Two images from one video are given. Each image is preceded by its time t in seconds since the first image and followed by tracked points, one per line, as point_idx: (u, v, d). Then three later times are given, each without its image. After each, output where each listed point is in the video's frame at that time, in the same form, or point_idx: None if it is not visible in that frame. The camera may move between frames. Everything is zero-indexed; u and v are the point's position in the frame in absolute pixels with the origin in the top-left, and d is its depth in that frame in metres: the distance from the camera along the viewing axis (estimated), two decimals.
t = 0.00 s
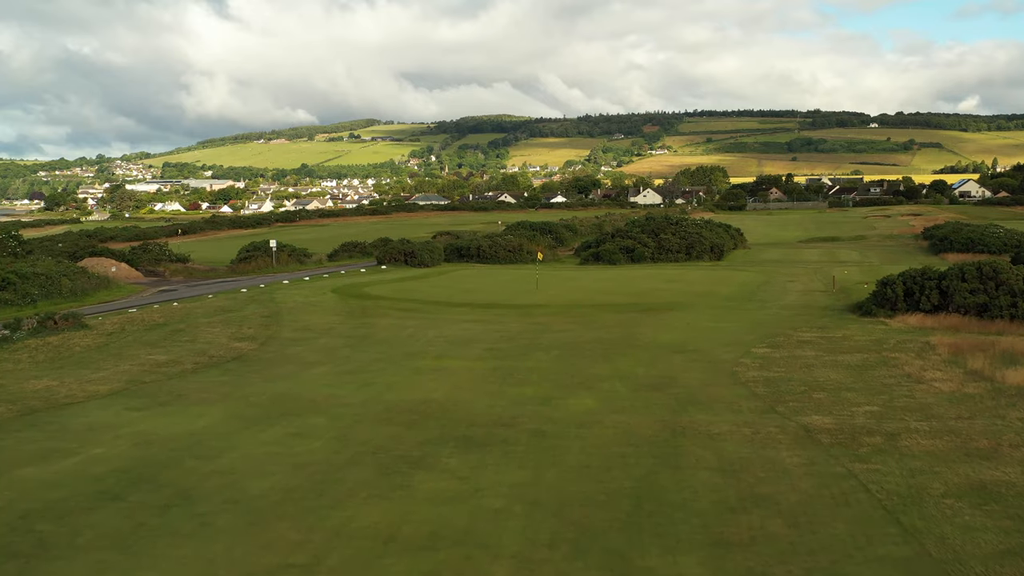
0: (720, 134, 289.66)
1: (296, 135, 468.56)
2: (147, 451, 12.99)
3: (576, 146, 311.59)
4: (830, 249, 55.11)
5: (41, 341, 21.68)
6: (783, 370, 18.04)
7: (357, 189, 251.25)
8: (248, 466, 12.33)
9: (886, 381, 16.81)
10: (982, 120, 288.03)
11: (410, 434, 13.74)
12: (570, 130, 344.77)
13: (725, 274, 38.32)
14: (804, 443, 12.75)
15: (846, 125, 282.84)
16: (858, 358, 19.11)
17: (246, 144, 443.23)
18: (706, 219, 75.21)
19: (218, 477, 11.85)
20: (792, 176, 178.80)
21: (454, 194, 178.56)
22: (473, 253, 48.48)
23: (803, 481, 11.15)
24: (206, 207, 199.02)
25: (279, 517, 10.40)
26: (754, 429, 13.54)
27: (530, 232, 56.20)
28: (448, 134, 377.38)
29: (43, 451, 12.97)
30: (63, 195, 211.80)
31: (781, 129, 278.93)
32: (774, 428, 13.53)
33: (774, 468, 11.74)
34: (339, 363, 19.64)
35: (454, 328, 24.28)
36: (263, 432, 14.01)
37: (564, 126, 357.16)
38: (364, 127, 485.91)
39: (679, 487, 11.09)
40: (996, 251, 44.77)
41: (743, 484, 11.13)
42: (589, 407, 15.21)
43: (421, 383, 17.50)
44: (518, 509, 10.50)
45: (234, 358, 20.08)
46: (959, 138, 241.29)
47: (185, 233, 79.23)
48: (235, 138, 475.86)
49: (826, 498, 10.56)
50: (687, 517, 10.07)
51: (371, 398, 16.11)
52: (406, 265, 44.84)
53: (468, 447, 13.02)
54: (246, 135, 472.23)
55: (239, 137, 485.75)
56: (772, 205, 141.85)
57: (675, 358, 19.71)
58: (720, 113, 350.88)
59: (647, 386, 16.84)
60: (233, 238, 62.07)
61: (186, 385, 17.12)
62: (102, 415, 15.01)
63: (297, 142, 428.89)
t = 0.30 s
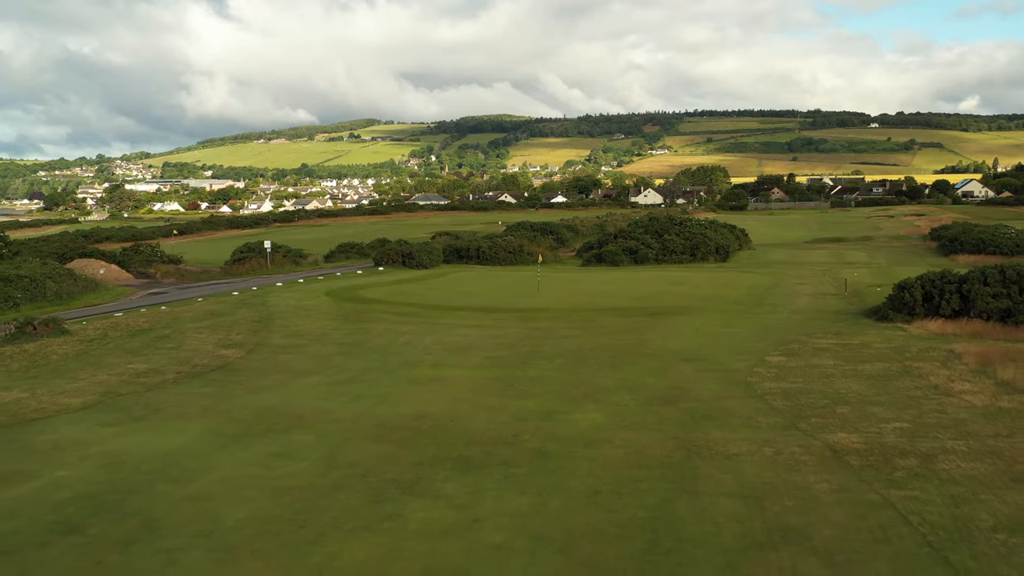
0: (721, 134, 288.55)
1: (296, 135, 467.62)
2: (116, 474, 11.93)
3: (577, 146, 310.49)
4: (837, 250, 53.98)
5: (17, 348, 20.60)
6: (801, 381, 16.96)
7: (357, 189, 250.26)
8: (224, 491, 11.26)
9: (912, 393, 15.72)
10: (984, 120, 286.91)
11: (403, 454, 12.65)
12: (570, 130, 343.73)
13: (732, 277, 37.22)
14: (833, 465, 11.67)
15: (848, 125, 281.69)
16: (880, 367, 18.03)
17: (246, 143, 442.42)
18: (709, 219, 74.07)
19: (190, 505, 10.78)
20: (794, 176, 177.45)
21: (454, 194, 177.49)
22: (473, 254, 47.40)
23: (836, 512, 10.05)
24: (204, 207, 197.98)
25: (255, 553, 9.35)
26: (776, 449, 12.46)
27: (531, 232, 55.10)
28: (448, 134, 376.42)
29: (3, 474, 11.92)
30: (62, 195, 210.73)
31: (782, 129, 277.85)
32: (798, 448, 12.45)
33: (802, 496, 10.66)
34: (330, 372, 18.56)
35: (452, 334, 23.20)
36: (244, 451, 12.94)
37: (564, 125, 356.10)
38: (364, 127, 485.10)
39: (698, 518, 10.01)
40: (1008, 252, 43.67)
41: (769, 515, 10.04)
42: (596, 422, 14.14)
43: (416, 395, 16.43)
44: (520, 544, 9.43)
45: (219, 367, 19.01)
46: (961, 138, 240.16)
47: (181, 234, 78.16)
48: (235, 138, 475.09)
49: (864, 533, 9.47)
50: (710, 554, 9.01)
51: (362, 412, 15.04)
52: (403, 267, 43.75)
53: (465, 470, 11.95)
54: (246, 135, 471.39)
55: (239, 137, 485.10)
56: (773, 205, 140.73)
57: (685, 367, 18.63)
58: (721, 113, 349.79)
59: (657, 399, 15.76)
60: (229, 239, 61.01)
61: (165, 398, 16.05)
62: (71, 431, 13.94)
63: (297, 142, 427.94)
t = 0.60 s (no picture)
0: (721, 134, 287.50)
1: (296, 134, 466.82)
2: (83, 496, 10.98)
3: (577, 146, 309.46)
4: (843, 251, 53.04)
5: None
6: (819, 391, 15.99)
7: (357, 189, 249.26)
8: (199, 516, 10.32)
9: (939, 405, 14.74)
10: (985, 121, 286.21)
11: (395, 474, 11.70)
12: (570, 130, 342.79)
13: (738, 278, 36.27)
14: (864, 489, 10.70)
15: (849, 125, 280.74)
16: (901, 376, 17.07)
17: (245, 143, 441.59)
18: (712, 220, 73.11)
19: (160, 533, 9.82)
20: (796, 176, 176.30)
21: (454, 194, 176.57)
22: (473, 256, 46.41)
23: (871, 545, 9.08)
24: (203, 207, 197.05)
25: None
26: (800, 469, 11.49)
27: (532, 233, 54.16)
28: (449, 134, 375.59)
29: None
30: (60, 194, 209.73)
31: (783, 129, 277.00)
32: (822, 468, 11.49)
33: (833, 524, 9.69)
34: (321, 380, 17.61)
35: (451, 339, 22.26)
36: (224, 469, 11.99)
37: (564, 125, 355.24)
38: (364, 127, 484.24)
39: (719, 550, 9.06)
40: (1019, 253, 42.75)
41: (799, 547, 9.08)
42: (603, 438, 13.18)
43: (411, 407, 15.47)
44: None
45: (205, 375, 18.04)
46: (963, 138, 239.20)
47: (177, 235, 77.25)
48: (235, 138, 474.37)
49: (906, 569, 8.50)
50: None
51: (353, 426, 14.08)
52: (401, 268, 42.78)
53: (463, 492, 10.98)
54: (246, 135, 470.56)
55: (239, 137, 484.39)
56: (775, 206, 139.78)
57: (695, 375, 17.67)
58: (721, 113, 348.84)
59: (668, 411, 14.81)
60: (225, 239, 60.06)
61: (144, 410, 15.09)
62: (41, 447, 13.00)
63: (296, 142, 427.21)
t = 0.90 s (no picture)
0: (722, 134, 286.37)
1: (296, 134, 465.81)
2: (38, 526, 9.91)
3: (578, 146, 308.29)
4: (851, 252, 51.94)
5: None
6: (843, 405, 14.91)
7: (356, 189, 248.18)
8: (164, 551, 9.25)
9: (974, 421, 13.66)
10: (987, 121, 285.13)
11: (385, 501, 10.62)
12: (570, 130, 341.71)
13: (746, 280, 35.17)
14: (904, 521, 9.61)
15: (850, 125, 279.59)
16: (929, 388, 15.96)
17: (245, 143, 440.66)
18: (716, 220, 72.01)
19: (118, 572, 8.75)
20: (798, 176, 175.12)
21: (454, 194, 175.50)
22: (472, 257, 45.29)
23: None
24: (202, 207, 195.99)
25: None
26: (832, 497, 10.40)
27: (533, 233, 53.08)
28: (449, 134, 374.56)
29: None
30: (60, 194, 208.86)
31: (784, 129, 275.92)
32: (858, 496, 10.40)
33: (874, 564, 8.60)
34: (310, 391, 16.53)
35: (449, 346, 21.17)
36: (197, 495, 10.91)
37: (565, 125, 354.11)
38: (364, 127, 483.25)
39: None
40: None
41: None
42: (613, 459, 12.12)
43: (406, 422, 14.38)
44: None
45: (186, 385, 16.99)
46: (965, 138, 238.05)
47: (173, 235, 76.18)
48: (235, 137, 473.46)
49: None
50: None
51: (342, 443, 13.02)
52: (399, 269, 41.69)
53: (459, 523, 9.90)
54: (246, 134, 469.54)
55: (239, 137, 483.42)
56: (777, 206, 138.67)
57: (708, 387, 16.59)
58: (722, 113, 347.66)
59: (681, 428, 13.73)
60: (220, 240, 58.96)
61: (116, 426, 14.00)
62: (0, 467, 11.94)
63: (296, 142, 426.26)
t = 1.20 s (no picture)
0: (724, 134, 285.38)
1: (296, 134, 465.00)
2: None
3: (578, 146, 307.32)
4: (858, 253, 50.96)
5: None
6: (867, 419, 13.92)
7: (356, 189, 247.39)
8: None
9: (1010, 437, 12.68)
10: (988, 120, 284.09)
11: (373, 530, 9.66)
12: (571, 130, 340.77)
13: (753, 282, 34.19)
14: (949, 557, 8.64)
15: (852, 125, 278.57)
16: (956, 399, 14.98)
17: (245, 142, 439.99)
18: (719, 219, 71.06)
19: None
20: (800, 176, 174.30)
21: (454, 194, 174.54)
22: (472, 258, 44.31)
23: None
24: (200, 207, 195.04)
25: None
26: (865, 527, 9.42)
27: (534, 234, 52.12)
28: (449, 134, 373.59)
29: None
30: (59, 195, 208.20)
31: (785, 129, 274.98)
32: (894, 526, 9.42)
33: None
34: (298, 402, 15.56)
35: (447, 353, 20.19)
36: (167, 523, 9.94)
37: (566, 125, 353.17)
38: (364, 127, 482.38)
39: None
40: None
41: None
42: (623, 482, 11.15)
43: (398, 437, 13.40)
44: None
45: (167, 396, 16.01)
46: (967, 138, 236.98)
47: (170, 236, 75.26)
48: (235, 137, 472.81)
49: None
50: None
51: (329, 462, 12.05)
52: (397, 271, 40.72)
53: (453, 557, 8.93)
54: (246, 134, 468.77)
55: (240, 137, 482.88)
56: (779, 206, 137.69)
57: (721, 398, 15.62)
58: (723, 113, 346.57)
59: (696, 445, 12.75)
60: (216, 240, 58.01)
61: (87, 442, 13.04)
62: None
63: (296, 142, 425.50)
